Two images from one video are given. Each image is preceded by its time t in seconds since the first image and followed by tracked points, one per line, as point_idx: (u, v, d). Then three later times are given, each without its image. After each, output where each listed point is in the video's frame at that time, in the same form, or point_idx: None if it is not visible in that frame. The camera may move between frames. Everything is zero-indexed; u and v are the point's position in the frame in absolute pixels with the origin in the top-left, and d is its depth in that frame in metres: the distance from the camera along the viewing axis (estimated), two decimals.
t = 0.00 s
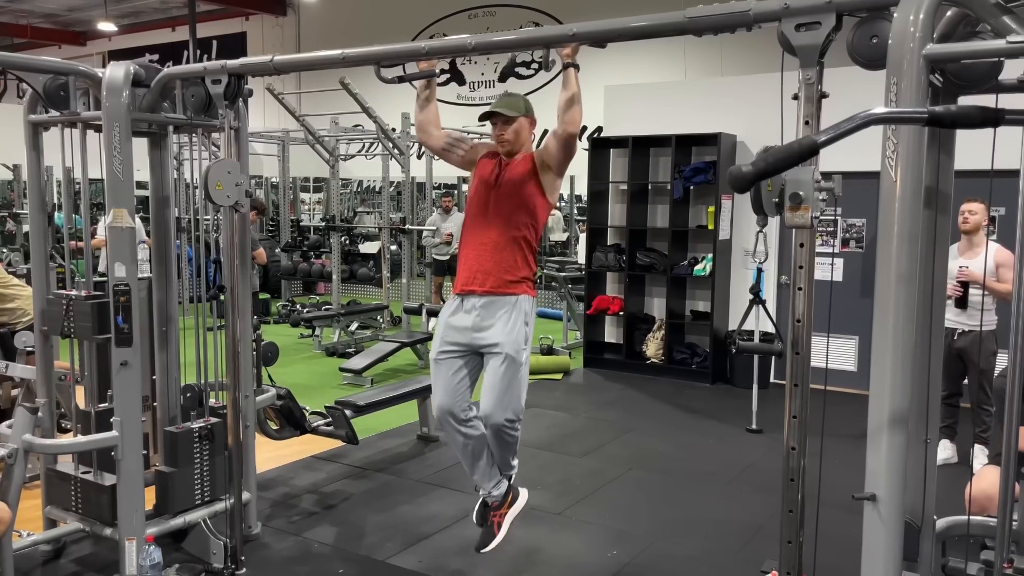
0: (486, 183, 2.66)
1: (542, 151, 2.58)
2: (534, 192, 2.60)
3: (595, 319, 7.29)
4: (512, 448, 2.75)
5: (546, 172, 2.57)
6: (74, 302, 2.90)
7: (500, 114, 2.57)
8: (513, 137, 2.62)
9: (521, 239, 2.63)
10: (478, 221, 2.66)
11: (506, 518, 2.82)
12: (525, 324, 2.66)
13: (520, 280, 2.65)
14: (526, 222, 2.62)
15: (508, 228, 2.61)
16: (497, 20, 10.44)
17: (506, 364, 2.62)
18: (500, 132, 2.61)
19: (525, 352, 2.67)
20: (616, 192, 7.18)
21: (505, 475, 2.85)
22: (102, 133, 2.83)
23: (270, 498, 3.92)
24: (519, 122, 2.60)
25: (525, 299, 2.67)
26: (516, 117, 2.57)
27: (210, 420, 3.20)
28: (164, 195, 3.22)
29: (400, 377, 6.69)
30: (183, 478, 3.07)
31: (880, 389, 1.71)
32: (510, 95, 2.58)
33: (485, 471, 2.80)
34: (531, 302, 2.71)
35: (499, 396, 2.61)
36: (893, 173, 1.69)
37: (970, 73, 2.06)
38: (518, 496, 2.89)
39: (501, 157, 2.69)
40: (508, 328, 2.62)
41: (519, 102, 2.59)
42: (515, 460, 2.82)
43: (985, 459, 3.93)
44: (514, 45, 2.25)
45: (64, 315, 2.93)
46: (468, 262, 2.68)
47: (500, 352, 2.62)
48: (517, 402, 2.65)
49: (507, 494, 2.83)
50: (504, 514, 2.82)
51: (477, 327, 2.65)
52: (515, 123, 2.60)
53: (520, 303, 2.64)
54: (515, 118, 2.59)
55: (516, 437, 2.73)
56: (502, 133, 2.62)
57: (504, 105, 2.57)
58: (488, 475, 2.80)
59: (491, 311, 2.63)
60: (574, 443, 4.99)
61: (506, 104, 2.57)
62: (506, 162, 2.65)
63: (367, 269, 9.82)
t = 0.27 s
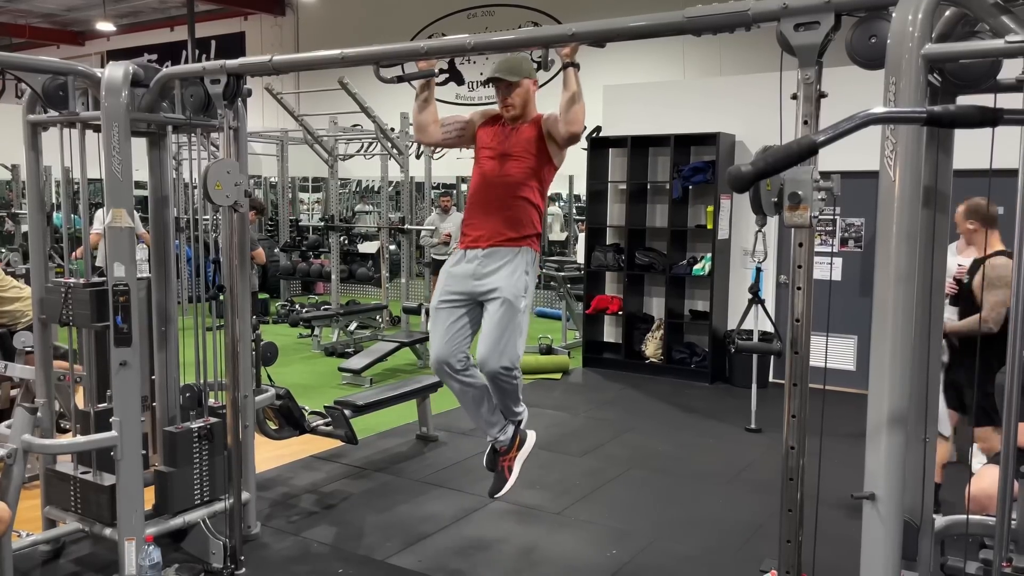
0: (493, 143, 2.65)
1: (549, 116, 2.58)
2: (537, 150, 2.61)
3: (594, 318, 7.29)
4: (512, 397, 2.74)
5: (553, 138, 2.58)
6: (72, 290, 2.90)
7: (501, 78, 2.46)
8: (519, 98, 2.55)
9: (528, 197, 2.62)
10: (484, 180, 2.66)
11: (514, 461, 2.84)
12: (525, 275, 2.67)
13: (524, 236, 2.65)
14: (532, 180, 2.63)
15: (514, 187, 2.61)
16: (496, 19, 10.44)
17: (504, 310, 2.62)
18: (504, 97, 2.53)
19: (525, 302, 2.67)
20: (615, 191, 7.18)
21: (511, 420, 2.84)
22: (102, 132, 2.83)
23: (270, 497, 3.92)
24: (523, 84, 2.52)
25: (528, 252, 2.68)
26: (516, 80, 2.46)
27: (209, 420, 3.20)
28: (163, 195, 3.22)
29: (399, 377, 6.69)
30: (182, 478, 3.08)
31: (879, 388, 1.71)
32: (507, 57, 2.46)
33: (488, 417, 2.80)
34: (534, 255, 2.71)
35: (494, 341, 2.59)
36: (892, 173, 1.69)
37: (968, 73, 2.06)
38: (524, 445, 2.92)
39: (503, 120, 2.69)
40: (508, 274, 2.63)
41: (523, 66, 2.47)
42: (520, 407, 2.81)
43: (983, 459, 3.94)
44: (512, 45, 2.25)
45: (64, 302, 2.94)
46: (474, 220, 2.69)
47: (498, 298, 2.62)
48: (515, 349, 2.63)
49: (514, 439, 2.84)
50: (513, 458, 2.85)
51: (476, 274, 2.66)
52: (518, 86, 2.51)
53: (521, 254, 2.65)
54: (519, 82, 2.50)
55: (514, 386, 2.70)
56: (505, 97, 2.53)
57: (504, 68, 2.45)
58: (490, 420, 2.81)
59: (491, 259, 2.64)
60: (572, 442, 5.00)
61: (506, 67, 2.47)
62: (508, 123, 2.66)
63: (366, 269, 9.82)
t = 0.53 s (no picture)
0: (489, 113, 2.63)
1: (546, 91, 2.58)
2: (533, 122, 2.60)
3: (593, 318, 7.30)
4: (505, 379, 2.73)
5: (550, 113, 2.57)
6: (71, 285, 2.89)
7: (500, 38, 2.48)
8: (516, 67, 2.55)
9: (522, 170, 2.61)
10: (480, 151, 2.64)
11: (493, 460, 2.75)
12: (520, 250, 2.67)
13: (520, 209, 2.65)
14: (527, 154, 2.63)
15: (510, 159, 2.60)
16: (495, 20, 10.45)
17: (499, 285, 2.62)
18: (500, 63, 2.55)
19: (519, 277, 2.67)
20: (614, 191, 7.18)
21: (498, 418, 2.84)
22: (100, 132, 2.83)
23: (269, 498, 3.92)
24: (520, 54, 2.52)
25: (523, 225, 2.68)
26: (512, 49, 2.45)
27: (208, 420, 3.20)
28: (162, 195, 3.22)
29: (398, 377, 6.69)
30: (181, 478, 3.08)
31: (877, 388, 1.72)
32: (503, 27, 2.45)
33: (479, 404, 2.80)
34: (529, 231, 2.71)
35: (488, 318, 2.61)
36: (890, 173, 1.69)
37: (967, 73, 2.05)
38: (509, 441, 2.83)
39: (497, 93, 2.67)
40: (502, 250, 2.62)
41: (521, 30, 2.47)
42: (508, 398, 2.80)
43: (983, 458, 3.94)
44: (511, 45, 2.25)
45: (61, 300, 2.92)
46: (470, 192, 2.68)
47: (493, 273, 2.62)
48: (508, 326, 2.63)
49: (497, 436, 2.79)
50: (492, 456, 2.76)
51: (471, 250, 2.66)
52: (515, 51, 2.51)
53: (516, 230, 2.65)
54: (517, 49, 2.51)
55: (508, 364, 2.71)
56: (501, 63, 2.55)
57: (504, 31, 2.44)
58: (479, 406, 2.80)
59: (486, 234, 2.63)
60: (572, 442, 5.00)
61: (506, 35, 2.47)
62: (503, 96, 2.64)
63: (366, 269, 9.82)
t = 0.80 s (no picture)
0: (476, 147, 2.58)
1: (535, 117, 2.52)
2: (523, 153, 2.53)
3: (592, 318, 7.29)
4: (496, 416, 2.71)
5: (540, 140, 2.51)
6: (71, 305, 2.89)
7: (493, 67, 2.50)
8: (504, 98, 2.54)
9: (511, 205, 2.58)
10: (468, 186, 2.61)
11: (483, 494, 2.75)
12: (511, 289, 2.63)
13: (508, 245, 2.60)
14: (515, 189, 2.59)
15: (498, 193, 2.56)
16: (494, 20, 10.45)
17: (490, 328, 2.59)
18: (490, 90, 2.54)
19: (510, 318, 2.64)
20: (613, 192, 7.18)
21: (487, 451, 2.80)
22: (99, 133, 2.83)
23: (268, 498, 3.92)
24: (512, 85, 2.53)
25: (512, 263, 2.63)
26: (506, 72, 2.50)
27: (207, 421, 3.20)
28: (161, 195, 3.22)
29: (398, 377, 6.69)
30: (180, 479, 3.08)
31: (876, 388, 1.72)
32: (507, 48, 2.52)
33: (468, 440, 2.77)
34: (519, 266, 2.66)
35: (479, 360, 2.58)
36: (889, 173, 1.69)
37: (966, 73, 2.04)
38: (498, 474, 2.82)
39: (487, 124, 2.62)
40: (493, 291, 2.59)
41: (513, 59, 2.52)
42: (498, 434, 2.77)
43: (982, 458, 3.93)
44: (510, 45, 2.25)
45: (63, 317, 2.91)
46: (456, 226, 2.64)
47: (484, 315, 2.58)
48: (499, 367, 2.61)
49: (487, 470, 2.78)
50: (482, 490, 2.76)
51: (460, 289, 2.62)
52: (506, 80, 2.53)
53: (506, 268, 2.60)
54: (507, 77, 2.52)
55: (500, 404, 2.69)
56: (491, 89, 2.54)
57: (499, 58, 2.50)
58: (470, 443, 2.76)
59: (475, 273, 2.60)
60: (571, 443, 4.99)
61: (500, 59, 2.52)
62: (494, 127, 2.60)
63: (365, 270, 9.82)
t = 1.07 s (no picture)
0: (471, 197, 2.64)
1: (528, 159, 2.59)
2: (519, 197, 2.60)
3: (592, 318, 7.29)
4: (490, 470, 2.69)
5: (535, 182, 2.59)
6: (71, 333, 3.00)
7: (485, 120, 2.53)
8: (499, 147, 2.58)
9: (507, 252, 2.59)
10: (463, 236, 2.62)
11: (472, 546, 2.71)
12: (505, 343, 2.62)
13: (506, 294, 2.61)
14: (511, 237, 2.61)
15: (493, 240, 2.58)
16: (494, 20, 10.45)
17: (485, 382, 2.57)
18: (484, 141, 2.58)
19: (505, 372, 2.63)
20: (613, 192, 7.18)
21: (477, 502, 2.77)
22: (98, 133, 2.83)
23: (268, 499, 3.92)
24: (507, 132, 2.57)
25: (507, 317, 2.63)
26: (502, 123, 2.54)
27: (207, 421, 3.20)
28: (161, 196, 3.21)
29: (397, 377, 6.69)
30: (179, 479, 3.08)
31: (875, 388, 1.72)
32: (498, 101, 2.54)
33: (460, 492, 2.74)
34: (513, 320, 2.66)
35: (474, 414, 2.56)
36: (887, 173, 1.69)
37: (965, 73, 2.04)
38: (488, 526, 2.78)
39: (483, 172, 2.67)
40: (488, 345, 2.58)
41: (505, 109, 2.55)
42: (491, 487, 2.74)
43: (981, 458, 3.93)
44: (508, 45, 2.25)
45: (63, 346, 3.01)
46: (452, 277, 2.64)
47: (479, 370, 2.57)
48: (494, 422, 2.60)
49: (477, 522, 2.74)
50: (470, 542, 2.72)
51: (456, 342, 2.61)
52: (500, 131, 2.56)
53: (501, 321, 2.60)
54: (499, 126, 2.55)
55: (493, 458, 2.67)
56: (485, 139, 2.57)
57: (491, 110, 2.53)
58: (461, 496, 2.73)
59: (470, 327, 2.59)
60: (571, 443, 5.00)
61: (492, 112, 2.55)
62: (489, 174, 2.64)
63: (365, 270, 9.82)
